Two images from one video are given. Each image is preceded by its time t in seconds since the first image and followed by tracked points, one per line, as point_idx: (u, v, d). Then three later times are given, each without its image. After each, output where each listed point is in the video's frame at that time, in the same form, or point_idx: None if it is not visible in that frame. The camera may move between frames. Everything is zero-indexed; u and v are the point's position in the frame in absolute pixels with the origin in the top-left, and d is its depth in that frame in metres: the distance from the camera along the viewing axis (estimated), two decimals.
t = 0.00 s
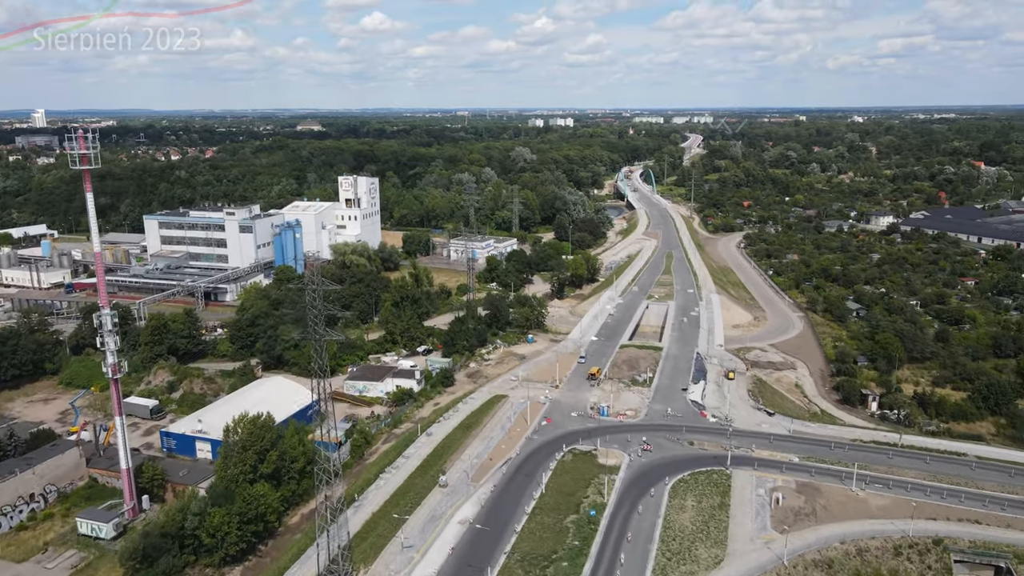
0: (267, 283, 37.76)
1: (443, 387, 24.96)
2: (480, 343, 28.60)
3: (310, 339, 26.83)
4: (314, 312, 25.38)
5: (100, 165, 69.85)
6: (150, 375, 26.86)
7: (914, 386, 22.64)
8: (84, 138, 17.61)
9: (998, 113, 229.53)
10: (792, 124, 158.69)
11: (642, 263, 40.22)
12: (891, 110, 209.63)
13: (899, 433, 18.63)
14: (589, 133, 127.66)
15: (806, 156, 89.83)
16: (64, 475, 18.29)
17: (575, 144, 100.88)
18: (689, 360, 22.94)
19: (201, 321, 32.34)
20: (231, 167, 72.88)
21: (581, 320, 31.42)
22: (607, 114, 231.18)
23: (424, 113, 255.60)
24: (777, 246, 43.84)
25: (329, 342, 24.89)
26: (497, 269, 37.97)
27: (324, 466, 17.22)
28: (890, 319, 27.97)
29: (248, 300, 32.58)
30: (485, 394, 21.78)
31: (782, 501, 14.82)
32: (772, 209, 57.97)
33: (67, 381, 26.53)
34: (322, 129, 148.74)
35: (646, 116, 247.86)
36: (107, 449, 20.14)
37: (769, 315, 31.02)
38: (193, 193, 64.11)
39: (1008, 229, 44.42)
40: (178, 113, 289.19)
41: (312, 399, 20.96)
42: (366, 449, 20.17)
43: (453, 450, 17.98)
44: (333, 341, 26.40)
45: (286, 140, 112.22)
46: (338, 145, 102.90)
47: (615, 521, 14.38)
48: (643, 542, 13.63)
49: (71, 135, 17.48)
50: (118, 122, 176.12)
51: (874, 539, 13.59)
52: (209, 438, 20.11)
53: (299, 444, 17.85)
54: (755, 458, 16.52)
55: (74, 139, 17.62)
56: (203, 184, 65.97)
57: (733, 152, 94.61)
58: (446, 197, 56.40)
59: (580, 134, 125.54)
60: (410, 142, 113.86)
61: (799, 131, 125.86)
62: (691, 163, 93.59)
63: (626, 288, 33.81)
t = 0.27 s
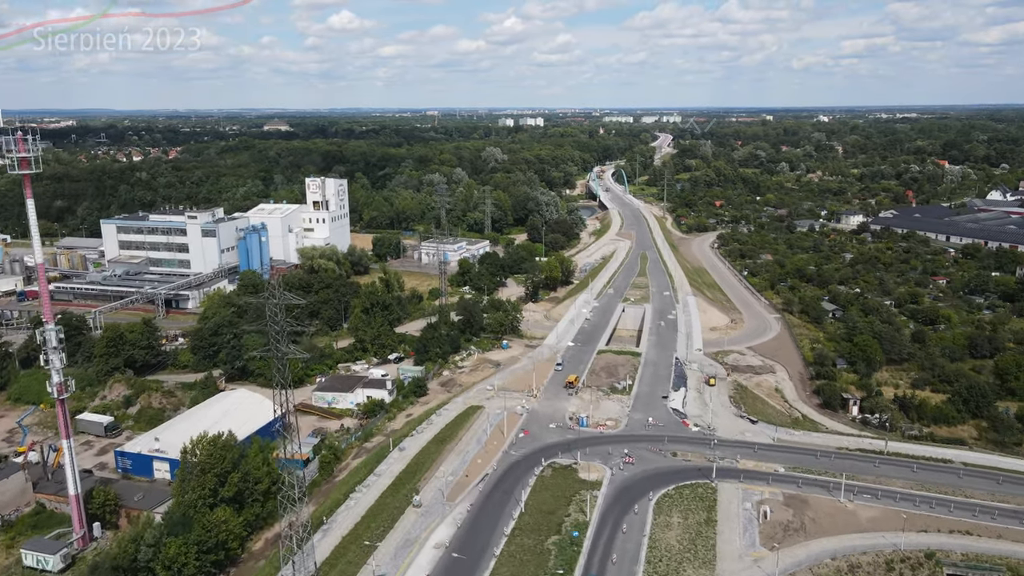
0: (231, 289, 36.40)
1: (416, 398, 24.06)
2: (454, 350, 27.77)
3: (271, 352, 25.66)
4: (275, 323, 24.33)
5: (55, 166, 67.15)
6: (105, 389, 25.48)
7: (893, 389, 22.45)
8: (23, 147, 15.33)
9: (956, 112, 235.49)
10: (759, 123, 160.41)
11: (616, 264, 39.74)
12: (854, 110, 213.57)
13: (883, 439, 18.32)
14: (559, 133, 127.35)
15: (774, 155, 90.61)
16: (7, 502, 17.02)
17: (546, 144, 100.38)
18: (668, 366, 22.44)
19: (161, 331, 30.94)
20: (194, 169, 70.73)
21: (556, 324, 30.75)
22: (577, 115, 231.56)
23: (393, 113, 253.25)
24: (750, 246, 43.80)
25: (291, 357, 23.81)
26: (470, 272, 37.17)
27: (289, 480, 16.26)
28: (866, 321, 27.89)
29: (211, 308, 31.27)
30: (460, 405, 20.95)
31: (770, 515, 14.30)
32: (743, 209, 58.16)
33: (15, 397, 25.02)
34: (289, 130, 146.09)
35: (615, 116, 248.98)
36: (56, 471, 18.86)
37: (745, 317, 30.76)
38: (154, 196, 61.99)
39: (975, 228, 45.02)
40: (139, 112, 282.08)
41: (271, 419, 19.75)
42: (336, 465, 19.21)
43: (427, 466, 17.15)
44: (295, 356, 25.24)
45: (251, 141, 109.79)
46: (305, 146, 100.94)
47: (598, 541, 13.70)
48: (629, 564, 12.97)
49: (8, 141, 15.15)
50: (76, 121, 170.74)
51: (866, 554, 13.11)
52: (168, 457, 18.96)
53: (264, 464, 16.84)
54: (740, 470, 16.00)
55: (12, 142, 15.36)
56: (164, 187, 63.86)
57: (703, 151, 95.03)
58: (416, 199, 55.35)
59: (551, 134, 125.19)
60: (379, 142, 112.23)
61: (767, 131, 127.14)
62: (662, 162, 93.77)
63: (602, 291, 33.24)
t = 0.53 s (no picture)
0: (190, 296, 34.93)
1: (383, 410, 23.01)
2: (423, 358, 26.84)
3: (222, 369, 24.44)
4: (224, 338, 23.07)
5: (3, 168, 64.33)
6: (52, 406, 24.00)
7: (870, 392, 22.22)
8: None
9: (914, 112, 241.47)
10: (726, 123, 161.97)
11: (588, 266, 39.17)
12: (817, 109, 217.53)
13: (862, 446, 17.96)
14: (529, 133, 126.79)
15: (742, 155, 91.27)
16: None
17: (515, 144, 99.74)
18: (643, 373, 21.86)
19: (114, 341, 29.44)
20: (153, 170, 68.44)
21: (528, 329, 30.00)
22: (546, 116, 231.57)
23: (360, 113, 250.40)
24: (722, 247, 43.68)
25: (244, 378, 22.63)
26: (439, 276, 36.24)
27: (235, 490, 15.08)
28: (840, 322, 27.75)
29: (168, 318, 29.88)
30: (429, 417, 20.06)
31: (752, 531, 13.72)
32: (713, 209, 58.30)
33: None
34: (253, 130, 143.12)
35: (584, 116, 249.69)
36: None
37: (719, 319, 30.41)
38: (110, 199, 59.75)
39: (940, 227, 45.62)
40: (97, 112, 274.37)
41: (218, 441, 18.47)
42: (298, 484, 18.14)
43: (395, 485, 16.23)
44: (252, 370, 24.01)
45: (214, 141, 107.14)
46: (270, 146, 98.75)
47: (576, 564, 12.96)
48: None
49: None
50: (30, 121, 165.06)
51: (852, 570, 12.59)
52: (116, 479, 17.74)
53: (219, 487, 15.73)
54: (720, 483, 15.43)
55: None
56: (121, 190, 61.61)
57: (672, 151, 95.28)
58: (384, 200, 54.15)
59: (520, 134, 124.62)
60: (346, 143, 110.41)
61: (734, 130, 128.28)
62: (631, 162, 93.80)
63: (574, 294, 32.59)
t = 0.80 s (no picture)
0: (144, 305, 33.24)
1: (347, 424, 21.79)
2: (388, 368, 25.75)
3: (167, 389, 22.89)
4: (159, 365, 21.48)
5: None
6: None
7: (845, 397, 21.87)
8: None
9: (875, 112, 247.17)
10: (693, 123, 163.21)
11: (559, 269, 38.46)
12: (781, 109, 221.29)
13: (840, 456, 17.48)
14: (498, 133, 125.92)
15: (710, 154, 91.68)
16: None
17: (484, 144, 98.77)
18: (616, 381, 21.16)
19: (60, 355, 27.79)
20: (108, 172, 65.86)
21: (498, 336, 29.11)
22: (514, 116, 231.05)
23: (326, 113, 247.08)
24: (693, 248, 43.41)
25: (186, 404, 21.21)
26: (406, 280, 35.14)
27: (170, 518, 13.65)
28: (813, 325, 27.52)
29: (118, 329, 28.27)
30: (393, 433, 19.02)
31: (733, 552, 13.05)
32: (683, 209, 58.15)
33: None
34: (216, 130, 139.85)
35: (552, 115, 249.89)
36: None
37: (692, 323, 29.92)
38: (61, 203, 57.23)
39: (906, 226, 46.06)
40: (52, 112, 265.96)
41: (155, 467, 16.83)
42: (254, 508, 16.94)
43: (356, 509, 15.19)
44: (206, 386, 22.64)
45: (175, 142, 104.13)
46: (233, 147, 96.23)
47: None
48: None
49: None
50: None
51: None
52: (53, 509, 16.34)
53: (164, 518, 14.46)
54: (698, 500, 14.76)
55: None
56: (74, 193, 59.10)
57: (641, 150, 95.30)
58: (349, 203, 52.77)
59: (489, 134, 123.77)
60: (311, 143, 108.22)
61: (702, 130, 129.13)
62: (601, 162, 93.56)
63: (544, 298, 31.80)
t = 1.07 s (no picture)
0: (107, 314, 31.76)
1: (317, 438, 20.65)
2: (361, 378, 24.76)
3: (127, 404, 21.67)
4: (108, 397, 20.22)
5: None
6: None
7: (830, 404, 21.42)
8: None
9: (847, 112, 250.91)
10: (670, 123, 163.80)
11: (538, 272, 37.72)
12: (755, 110, 223.64)
13: (828, 467, 16.94)
14: (475, 133, 125.00)
15: (688, 154, 91.74)
16: None
17: (461, 145, 97.79)
18: (598, 391, 20.42)
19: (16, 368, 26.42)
20: (72, 175, 63.77)
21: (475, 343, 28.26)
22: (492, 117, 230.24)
23: (301, 113, 244.36)
24: (673, 250, 43.00)
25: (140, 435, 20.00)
26: (381, 285, 34.13)
27: (107, 562, 12.33)
28: (795, 329, 27.15)
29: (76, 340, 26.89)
30: (365, 449, 18.05)
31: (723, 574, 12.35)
32: (662, 210, 57.82)
33: None
34: (189, 131, 137.22)
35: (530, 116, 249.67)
36: None
37: (673, 327, 29.36)
38: (23, 207, 55.21)
39: (884, 226, 46.16)
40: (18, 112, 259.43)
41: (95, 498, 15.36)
42: (216, 533, 15.86)
43: (324, 534, 14.20)
44: (167, 399, 21.46)
45: (144, 142, 101.67)
46: (205, 149, 94.14)
47: None
48: None
49: None
50: None
51: None
52: None
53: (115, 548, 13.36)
54: (685, 517, 14.06)
55: None
56: (36, 196, 57.09)
57: (619, 151, 95.10)
58: (323, 205, 51.55)
59: (466, 135, 122.88)
60: (285, 144, 106.36)
61: (679, 131, 129.43)
62: (579, 163, 93.14)
63: (523, 303, 31.03)
